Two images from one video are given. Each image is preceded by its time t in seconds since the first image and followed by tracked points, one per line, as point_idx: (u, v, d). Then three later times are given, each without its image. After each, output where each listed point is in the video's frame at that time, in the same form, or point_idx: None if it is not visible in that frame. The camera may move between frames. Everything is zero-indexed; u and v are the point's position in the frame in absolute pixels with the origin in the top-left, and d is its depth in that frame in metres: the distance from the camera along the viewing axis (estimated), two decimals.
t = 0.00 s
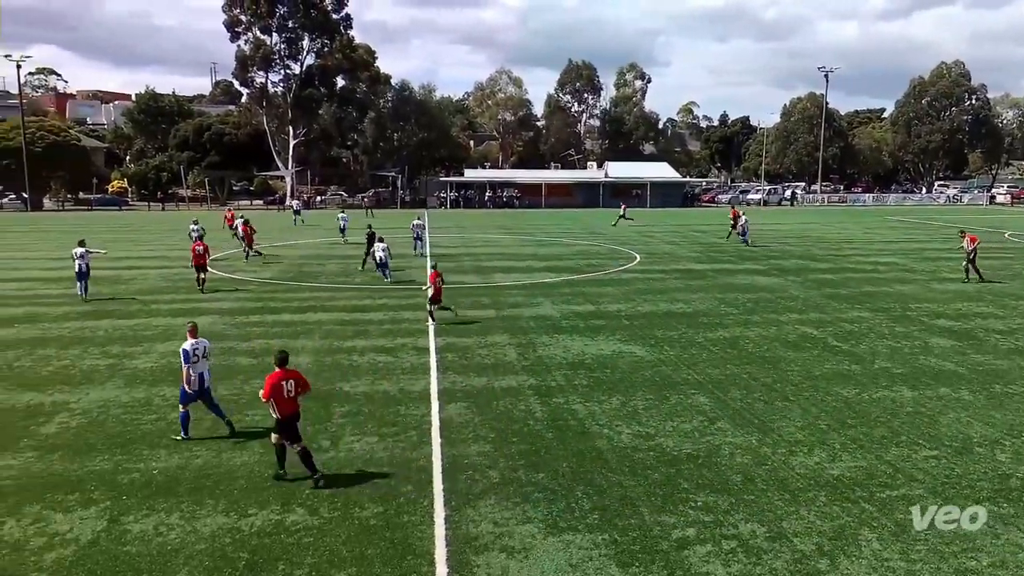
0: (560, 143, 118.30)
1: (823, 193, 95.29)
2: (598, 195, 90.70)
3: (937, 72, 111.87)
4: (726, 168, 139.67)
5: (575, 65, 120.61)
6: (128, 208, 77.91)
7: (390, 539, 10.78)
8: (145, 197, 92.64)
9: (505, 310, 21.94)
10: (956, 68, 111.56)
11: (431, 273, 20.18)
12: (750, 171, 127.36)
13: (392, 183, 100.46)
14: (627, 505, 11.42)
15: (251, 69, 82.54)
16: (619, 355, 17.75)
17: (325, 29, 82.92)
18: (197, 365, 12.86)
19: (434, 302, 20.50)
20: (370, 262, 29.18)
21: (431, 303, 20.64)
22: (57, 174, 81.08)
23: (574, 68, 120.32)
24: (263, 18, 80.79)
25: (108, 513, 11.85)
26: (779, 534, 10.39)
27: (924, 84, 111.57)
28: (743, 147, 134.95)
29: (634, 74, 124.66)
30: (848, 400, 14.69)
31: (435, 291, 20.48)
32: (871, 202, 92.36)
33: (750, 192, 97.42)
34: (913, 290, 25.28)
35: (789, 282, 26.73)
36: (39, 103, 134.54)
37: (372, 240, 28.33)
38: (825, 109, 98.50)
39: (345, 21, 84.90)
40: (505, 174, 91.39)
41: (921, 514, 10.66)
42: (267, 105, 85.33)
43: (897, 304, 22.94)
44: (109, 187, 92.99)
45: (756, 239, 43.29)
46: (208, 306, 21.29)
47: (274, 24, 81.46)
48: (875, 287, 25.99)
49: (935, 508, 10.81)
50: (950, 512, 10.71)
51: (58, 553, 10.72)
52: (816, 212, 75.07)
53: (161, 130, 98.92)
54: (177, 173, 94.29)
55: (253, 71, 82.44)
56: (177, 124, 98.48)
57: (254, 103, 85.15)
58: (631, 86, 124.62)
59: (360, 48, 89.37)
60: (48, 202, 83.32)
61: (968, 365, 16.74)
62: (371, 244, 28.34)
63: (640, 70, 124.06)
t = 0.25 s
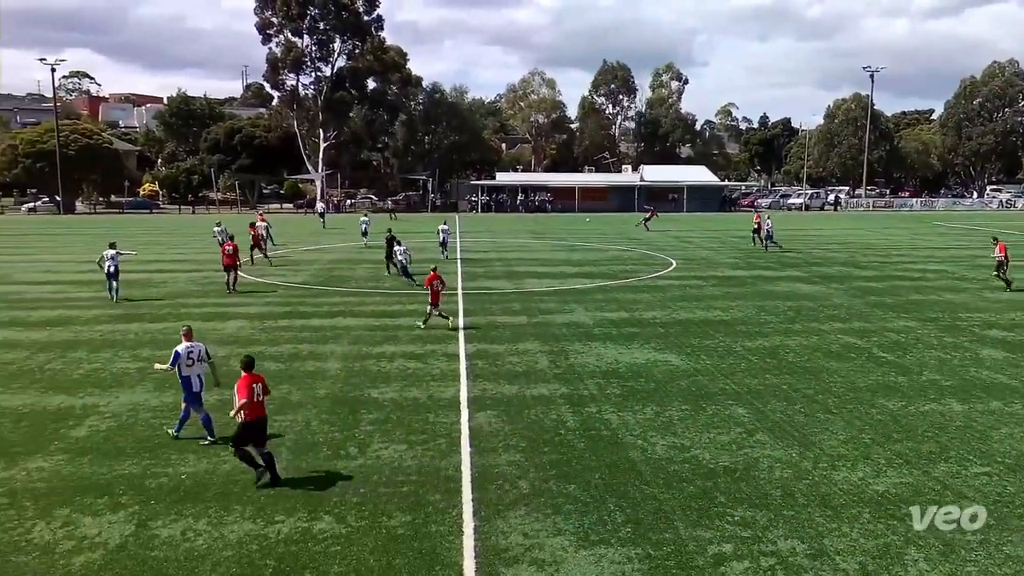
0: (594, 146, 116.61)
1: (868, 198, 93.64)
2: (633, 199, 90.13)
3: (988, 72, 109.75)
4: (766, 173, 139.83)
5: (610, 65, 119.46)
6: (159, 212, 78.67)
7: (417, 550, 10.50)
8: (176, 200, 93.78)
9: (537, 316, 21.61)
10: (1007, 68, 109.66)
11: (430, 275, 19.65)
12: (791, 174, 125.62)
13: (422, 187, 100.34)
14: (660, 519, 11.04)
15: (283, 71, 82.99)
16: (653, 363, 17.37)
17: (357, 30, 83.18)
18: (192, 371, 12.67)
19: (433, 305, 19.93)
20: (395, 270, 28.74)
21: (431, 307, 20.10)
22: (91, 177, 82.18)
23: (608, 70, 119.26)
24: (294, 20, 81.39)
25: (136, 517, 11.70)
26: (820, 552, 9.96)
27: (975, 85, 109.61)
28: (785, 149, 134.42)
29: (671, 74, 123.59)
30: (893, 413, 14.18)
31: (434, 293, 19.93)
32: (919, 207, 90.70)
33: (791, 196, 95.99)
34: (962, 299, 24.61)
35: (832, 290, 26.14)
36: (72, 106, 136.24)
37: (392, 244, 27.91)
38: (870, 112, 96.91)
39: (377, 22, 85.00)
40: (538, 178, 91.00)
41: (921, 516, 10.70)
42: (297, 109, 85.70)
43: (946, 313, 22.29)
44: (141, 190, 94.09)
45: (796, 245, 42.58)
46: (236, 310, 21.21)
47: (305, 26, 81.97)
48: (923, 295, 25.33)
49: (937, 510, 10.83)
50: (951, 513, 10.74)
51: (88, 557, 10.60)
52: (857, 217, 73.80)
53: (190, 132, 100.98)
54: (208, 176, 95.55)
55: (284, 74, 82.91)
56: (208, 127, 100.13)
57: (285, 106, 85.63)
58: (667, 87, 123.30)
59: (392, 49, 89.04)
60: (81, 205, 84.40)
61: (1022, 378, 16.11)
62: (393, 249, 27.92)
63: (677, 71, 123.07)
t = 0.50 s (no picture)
0: (627, 147, 116.38)
1: (912, 202, 92.09)
2: (667, 203, 89.61)
3: None
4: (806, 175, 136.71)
5: (644, 65, 118.84)
6: (188, 214, 79.44)
7: (445, 558, 10.27)
8: (206, 203, 94.62)
9: (568, 322, 21.31)
10: None
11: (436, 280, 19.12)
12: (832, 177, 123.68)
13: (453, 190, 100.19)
14: (695, 531, 10.71)
15: (313, 73, 83.44)
16: (688, 371, 17.01)
17: (388, 32, 83.44)
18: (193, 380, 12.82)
19: (435, 309, 19.36)
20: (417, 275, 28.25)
21: (432, 310, 19.51)
22: (123, 180, 83.21)
23: (642, 70, 118.70)
24: (325, 21, 81.84)
25: (164, 520, 11.60)
26: (861, 568, 9.59)
27: None
28: (825, 151, 132.69)
29: (706, 75, 122.55)
30: (938, 425, 13.73)
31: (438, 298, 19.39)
32: (966, 211, 89.09)
33: (832, 200, 94.79)
34: (1010, 307, 23.95)
35: (874, 297, 25.58)
36: (104, 110, 137.90)
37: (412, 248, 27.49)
38: (915, 113, 95.27)
39: (407, 24, 85.22)
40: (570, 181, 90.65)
41: (920, 516, 10.72)
42: (327, 111, 86.28)
43: (993, 322, 21.68)
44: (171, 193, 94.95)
45: (836, 250, 41.89)
46: (265, 314, 21.15)
47: (336, 28, 82.40)
48: (969, 302, 24.70)
49: (935, 509, 10.90)
50: (950, 512, 10.79)
51: (115, 561, 10.50)
52: (898, 222, 72.68)
53: (220, 135, 101.53)
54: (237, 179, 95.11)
55: (314, 75, 83.44)
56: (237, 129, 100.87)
57: (314, 108, 86.19)
58: (704, 87, 122.23)
59: (422, 51, 89.54)
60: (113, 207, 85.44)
61: None
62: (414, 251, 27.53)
63: (713, 71, 122.05)
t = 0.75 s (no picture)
0: (669, 149, 115.60)
1: (966, 206, 90.04)
2: (711, 206, 88.65)
3: None
4: (856, 178, 134.65)
5: (688, 65, 117.78)
6: (226, 216, 80.18)
7: (480, 568, 10.03)
8: (243, 205, 95.88)
9: (608, 328, 20.99)
10: None
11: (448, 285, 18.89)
12: (881, 182, 121.27)
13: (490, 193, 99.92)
14: (737, 545, 10.36)
15: (351, 74, 83.78)
16: (732, 379, 16.59)
17: (427, 34, 83.45)
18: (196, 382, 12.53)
19: (446, 316, 19.11)
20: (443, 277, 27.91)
21: (443, 315, 19.30)
22: (162, 182, 84.25)
23: (685, 70, 117.60)
24: (363, 23, 82.12)
25: (199, 523, 11.50)
26: None
27: None
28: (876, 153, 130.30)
29: (751, 75, 121.20)
30: (995, 440, 13.18)
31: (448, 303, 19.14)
32: None
33: (883, 204, 93.00)
34: None
35: (927, 304, 24.87)
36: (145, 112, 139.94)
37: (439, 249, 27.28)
38: (971, 113, 93.18)
39: (446, 25, 85.36)
40: (610, 184, 90.17)
41: (921, 516, 10.80)
42: (365, 112, 86.74)
43: None
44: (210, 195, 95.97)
45: (886, 256, 40.96)
46: (301, 317, 21.08)
47: (374, 29, 82.65)
48: None
49: (935, 509, 10.98)
50: (951, 512, 10.87)
51: (150, 562, 10.43)
52: (951, 227, 71.09)
53: (259, 138, 102.85)
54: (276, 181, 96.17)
55: (352, 77, 83.67)
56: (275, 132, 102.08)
57: (353, 110, 86.68)
58: (748, 88, 120.84)
59: (461, 52, 89.55)
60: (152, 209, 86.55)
61: None
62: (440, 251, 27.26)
63: (758, 71, 120.58)
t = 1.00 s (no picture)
0: (711, 151, 113.98)
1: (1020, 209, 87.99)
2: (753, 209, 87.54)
3: None
4: (906, 179, 132.59)
5: (731, 65, 116.47)
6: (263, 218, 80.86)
7: None
8: (279, 208, 95.40)
9: (647, 333, 20.68)
10: None
11: (467, 286, 18.75)
12: (932, 184, 119.19)
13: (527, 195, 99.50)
14: (779, 557, 10.05)
15: (388, 76, 84.23)
16: (774, 388, 16.20)
17: (463, 34, 83.80)
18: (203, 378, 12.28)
19: (466, 319, 18.97)
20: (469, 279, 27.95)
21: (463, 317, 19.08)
22: (201, 184, 85.26)
23: (727, 71, 116.27)
24: (400, 24, 82.50)
25: (235, 525, 11.45)
26: None
27: None
28: (926, 154, 127.95)
29: (795, 75, 120.03)
30: None
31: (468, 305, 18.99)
32: None
33: (932, 207, 91.24)
34: None
35: (978, 311, 24.20)
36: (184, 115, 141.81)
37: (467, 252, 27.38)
38: None
39: (483, 25, 85.32)
40: (649, 187, 89.56)
41: (920, 516, 10.84)
42: (402, 114, 87.10)
43: None
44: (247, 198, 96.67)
45: (935, 261, 40.07)
46: (337, 320, 21.05)
47: (411, 30, 82.94)
48: None
49: (935, 509, 11.03)
50: (950, 512, 10.94)
51: (185, 564, 10.39)
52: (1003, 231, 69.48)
53: (296, 140, 102.87)
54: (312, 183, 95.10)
55: (389, 79, 84.10)
56: (313, 134, 101.89)
57: (389, 112, 87.02)
58: (792, 88, 119.49)
59: (498, 53, 89.42)
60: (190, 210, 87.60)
61: None
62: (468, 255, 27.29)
63: (802, 71, 119.04)
